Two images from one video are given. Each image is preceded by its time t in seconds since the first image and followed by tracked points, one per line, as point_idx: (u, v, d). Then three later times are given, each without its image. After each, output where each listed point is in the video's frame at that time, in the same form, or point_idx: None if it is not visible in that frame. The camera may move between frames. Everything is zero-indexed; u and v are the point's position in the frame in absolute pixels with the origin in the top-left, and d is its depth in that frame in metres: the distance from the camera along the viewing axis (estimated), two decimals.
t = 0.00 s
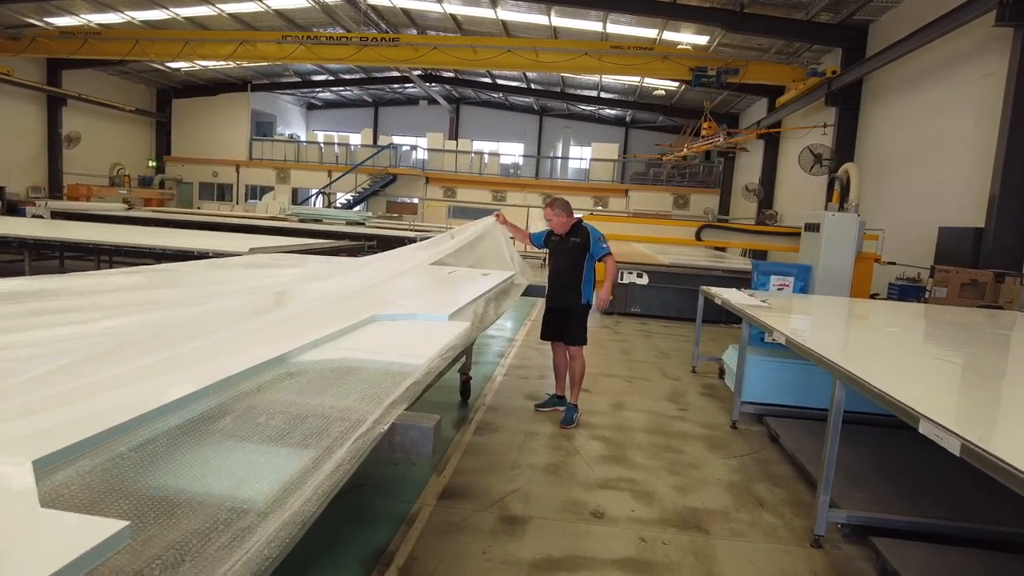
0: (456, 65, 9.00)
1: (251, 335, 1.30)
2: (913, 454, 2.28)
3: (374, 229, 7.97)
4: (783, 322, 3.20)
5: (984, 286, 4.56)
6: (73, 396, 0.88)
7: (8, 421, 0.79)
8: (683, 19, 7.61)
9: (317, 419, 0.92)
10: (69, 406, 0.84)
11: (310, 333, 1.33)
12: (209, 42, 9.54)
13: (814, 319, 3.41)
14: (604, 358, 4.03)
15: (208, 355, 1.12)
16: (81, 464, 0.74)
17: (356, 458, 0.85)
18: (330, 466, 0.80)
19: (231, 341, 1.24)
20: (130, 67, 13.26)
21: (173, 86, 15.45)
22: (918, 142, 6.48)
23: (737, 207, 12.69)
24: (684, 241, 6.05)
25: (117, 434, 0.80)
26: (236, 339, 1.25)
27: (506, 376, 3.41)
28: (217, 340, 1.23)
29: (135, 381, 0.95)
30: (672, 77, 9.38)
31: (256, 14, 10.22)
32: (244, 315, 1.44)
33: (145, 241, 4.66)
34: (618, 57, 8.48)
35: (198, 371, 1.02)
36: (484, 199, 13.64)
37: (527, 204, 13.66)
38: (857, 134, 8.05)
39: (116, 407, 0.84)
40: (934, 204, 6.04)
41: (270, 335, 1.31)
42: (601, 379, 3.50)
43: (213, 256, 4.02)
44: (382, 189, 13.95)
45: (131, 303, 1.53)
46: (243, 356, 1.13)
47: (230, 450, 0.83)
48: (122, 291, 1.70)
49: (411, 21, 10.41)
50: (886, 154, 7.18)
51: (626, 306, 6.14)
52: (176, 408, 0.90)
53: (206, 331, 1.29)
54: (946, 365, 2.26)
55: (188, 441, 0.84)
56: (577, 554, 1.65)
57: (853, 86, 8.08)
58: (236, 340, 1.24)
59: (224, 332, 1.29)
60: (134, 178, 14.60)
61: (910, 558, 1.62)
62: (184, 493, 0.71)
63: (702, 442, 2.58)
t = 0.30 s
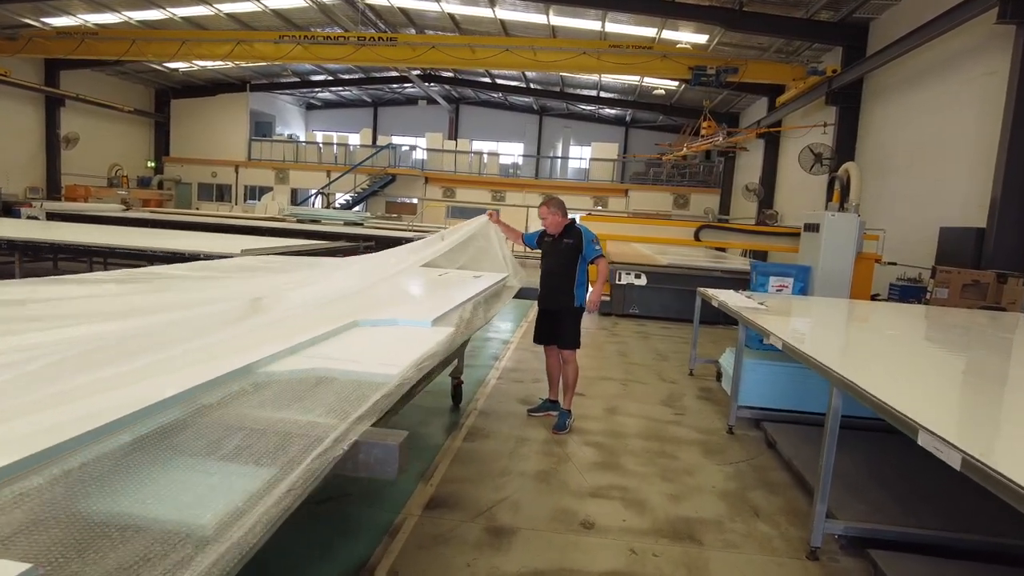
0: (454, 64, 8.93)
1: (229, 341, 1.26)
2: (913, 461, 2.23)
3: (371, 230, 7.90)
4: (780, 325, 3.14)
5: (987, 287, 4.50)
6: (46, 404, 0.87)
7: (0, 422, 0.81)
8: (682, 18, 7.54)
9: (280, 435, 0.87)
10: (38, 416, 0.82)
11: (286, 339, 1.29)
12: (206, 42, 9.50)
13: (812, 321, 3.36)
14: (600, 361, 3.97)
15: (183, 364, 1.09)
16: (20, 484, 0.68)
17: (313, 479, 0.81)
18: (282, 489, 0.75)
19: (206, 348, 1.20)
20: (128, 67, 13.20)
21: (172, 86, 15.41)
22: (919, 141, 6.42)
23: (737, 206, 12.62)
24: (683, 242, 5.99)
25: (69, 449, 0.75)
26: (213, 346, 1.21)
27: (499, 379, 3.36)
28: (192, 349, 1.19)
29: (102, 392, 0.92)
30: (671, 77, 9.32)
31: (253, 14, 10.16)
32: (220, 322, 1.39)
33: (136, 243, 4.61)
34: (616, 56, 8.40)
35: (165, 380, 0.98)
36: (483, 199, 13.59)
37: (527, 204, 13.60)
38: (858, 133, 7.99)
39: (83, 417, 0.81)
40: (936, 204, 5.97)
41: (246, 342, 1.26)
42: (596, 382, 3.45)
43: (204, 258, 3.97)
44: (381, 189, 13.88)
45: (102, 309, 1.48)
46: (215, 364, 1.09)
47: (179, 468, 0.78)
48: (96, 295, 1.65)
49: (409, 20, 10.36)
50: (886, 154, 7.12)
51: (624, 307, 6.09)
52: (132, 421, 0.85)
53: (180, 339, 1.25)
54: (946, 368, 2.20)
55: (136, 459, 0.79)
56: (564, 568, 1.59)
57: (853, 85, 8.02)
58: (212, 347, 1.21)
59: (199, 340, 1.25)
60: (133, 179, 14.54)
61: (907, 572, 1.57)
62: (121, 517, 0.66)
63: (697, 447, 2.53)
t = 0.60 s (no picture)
0: (453, 64, 8.87)
1: (206, 346, 1.21)
2: (915, 468, 2.17)
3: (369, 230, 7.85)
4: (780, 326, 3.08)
5: (990, 288, 4.45)
6: (11, 409, 0.83)
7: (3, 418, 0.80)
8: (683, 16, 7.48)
9: (243, 451, 0.83)
10: (0, 422, 0.78)
11: (262, 345, 1.23)
12: (204, 42, 9.46)
13: (812, 322, 3.30)
14: (598, 363, 3.92)
15: (154, 369, 1.04)
16: None
17: (269, 497, 0.77)
18: (235, 506, 0.71)
19: (179, 354, 1.15)
20: (127, 68, 13.17)
21: (171, 86, 15.38)
22: (922, 140, 6.35)
23: (738, 206, 12.56)
24: (683, 242, 5.93)
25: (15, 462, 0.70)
26: (188, 352, 1.16)
27: (495, 382, 3.31)
28: (163, 355, 1.13)
29: (63, 399, 0.88)
30: (671, 76, 9.27)
31: (252, 14, 10.13)
32: (195, 327, 1.33)
33: (129, 243, 4.56)
34: (616, 56, 8.34)
35: (134, 387, 0.94)
36: (484, 200, 13.52)
37: (527, 204, 13.55)
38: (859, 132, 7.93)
39: (41, 426, 0.77)
40: (938, 203, 5.91)
41: (222, 347, 1.21)
42: (593, 385, 3.40)
43: (197, 259, 3.93)
44: (381, 190, 13.82)
45: (72, 313, 1.42)
46: (183, 370, 1.04)
47: (128, 484, 0.73)
48: (69, 297, 1.59)
49: (409, 20, 10.30)
50: (888, 153, 7.06)
51: (624, 308, 6.03)
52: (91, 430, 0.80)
53: (152, 345, 1.19)
54: (949, 371, 2.15)
55: (83, 472, 0.74)
56: None
57: (855, 84, 7.96)
58: (186, 353, 1.16)
59: (172, 346, 1.20)
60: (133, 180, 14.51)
61: None
62: (54, 540, 0.61)
63: (694, 453, 2.48)
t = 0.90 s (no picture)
0: (454, 64, 8.81)
1: (185, 348, 1.16)
2: (921, 474, 2.12)
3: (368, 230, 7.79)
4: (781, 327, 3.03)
5: (995, 289, 4.40)
6: None
7: None
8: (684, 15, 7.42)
9: (213, 459, 0.78)
10: None
11: (243, 346, 1.19)
12: (204, 42, 9.41)
13: (814, 323, 3.25)
14: (597, 365, 3.87)
15: (128, 372, 1.00)
16: None
17: (236, 510, 0.73)
18: (198, 519, 0.67)
19: (155, 357, 1.10)
20: (128, 68, 13.15)
21: (172, 86, 15.36)
22: (925, 140, 6.30)
23: (740, 207, 12.51)
24: (684, 242, 5.88)
25: None
26: (167, 354, 1.12)
27: (492, 384, 3.26)
28: (139, 358, 1.09)
29: (32, 404, 0.84)
30: (673, 76, 9.23)
31: (252, 14, 10.10)
32: (174, 329, 1.29)
33: (124, 243, 4.51)
34: (617, 55, 8.27)
35: (108, 389, 0.90)
36: (484, 200, 13.49)
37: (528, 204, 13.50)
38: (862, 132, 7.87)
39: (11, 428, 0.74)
40: (942, 203, 5.86)
41: (202, 349, 1.17)
42: (592, 386, 3.35)
43: (191, 259, 3.88)
44: (382, 190, 13.76)
45: (49, 314, 1.37)
46: (158, 374, 1.00)
47: (90, 493, 0.69)
48: (50, 298, 1.55)
49: (409, 19, 10.27)
50: (891, 153, 7.00)
51: (624, 309, 5.99)
52: (55, 435, 0.76)
53: (129, 348, 1.14)
54: (957, 373, 2.09)
55: (42, 478, 0.69)
56: None
57: (858, 83, 7.89)
58: (164, 355, 1.11)
59: (149, 348, 1.16)
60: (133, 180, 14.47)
61: None
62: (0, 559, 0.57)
63: (695, 457, 2.43)
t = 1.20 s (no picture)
0: (456, 62, 8.73)
1: (167, 348, 1.11)
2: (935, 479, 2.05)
3: (369, 229, 7.73)
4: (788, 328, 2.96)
5: (1003, 290, 4.31)
6: None
7: None
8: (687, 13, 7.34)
9: (190, 466, 0.73)
10: None
11: (229, 346, 1.13)
12: (204, 40, 9.35)
13: (821, 323, 3.19)
14: (599, 365, 3.81)
15: (103, 374, 0.94)
16: None
17: (211, 524, 0.68)
18: (168, 535, 0.62)
19: (135, 357, 1.05)
20: (129, 67, 13.11)
21: (173, 86, 15.33)
22: (932, 139, 6.24)
23: (744, 207, 12.43)
24: (687, 242, 5.82)
25: None
26: (147, 355, 1.06)
27: (492, 385, 3.21)
28: (119, 358, 1.03)
29: None
30: (676, 75, 9.15)
31: (253, 12, 10.05)
32: (158, 329, 1.23)
33: (120, 242, 4.47)
34: (620, 53, 8.19)
35: (84, 391, 0.85)
36: (486, 200, 13.42)
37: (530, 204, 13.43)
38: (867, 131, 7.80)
39: None
40: (950, 202, 5.78)
41: (185, 349, 1.11)
42: (594, 387, 3.30)
43: (189, 257, 3.84)
44: (383, 189, 13.68)
45: (28, 313, 1.32)
46: (136, 375, 0.94)
47: (54, 505, 0.64)
48: (32, 297, 1.50)
49: (410, 17, 10.23)
50: (897, 152, 6.92)
51: (627, 309, 5.94)
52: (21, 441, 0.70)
53: (107, 348, 1.09)
54: (972, 376, 2.02)
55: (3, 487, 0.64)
56: None
57: (863, 81, 7.82)
58: (144, 355, 1.05)
59: (130, 347, 1.10)
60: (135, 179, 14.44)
61: None
62: None
63: (700, 460, 2.37)
